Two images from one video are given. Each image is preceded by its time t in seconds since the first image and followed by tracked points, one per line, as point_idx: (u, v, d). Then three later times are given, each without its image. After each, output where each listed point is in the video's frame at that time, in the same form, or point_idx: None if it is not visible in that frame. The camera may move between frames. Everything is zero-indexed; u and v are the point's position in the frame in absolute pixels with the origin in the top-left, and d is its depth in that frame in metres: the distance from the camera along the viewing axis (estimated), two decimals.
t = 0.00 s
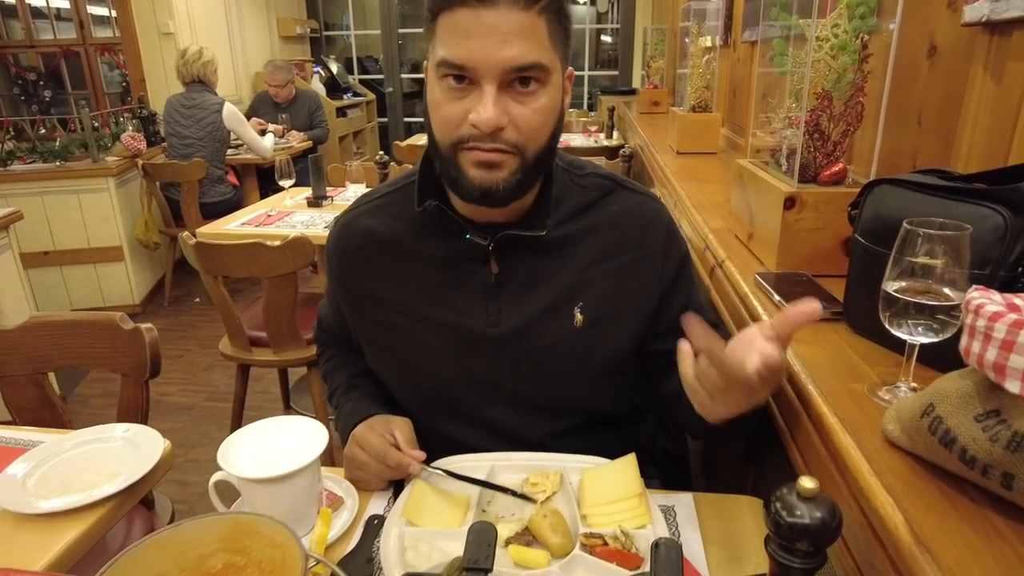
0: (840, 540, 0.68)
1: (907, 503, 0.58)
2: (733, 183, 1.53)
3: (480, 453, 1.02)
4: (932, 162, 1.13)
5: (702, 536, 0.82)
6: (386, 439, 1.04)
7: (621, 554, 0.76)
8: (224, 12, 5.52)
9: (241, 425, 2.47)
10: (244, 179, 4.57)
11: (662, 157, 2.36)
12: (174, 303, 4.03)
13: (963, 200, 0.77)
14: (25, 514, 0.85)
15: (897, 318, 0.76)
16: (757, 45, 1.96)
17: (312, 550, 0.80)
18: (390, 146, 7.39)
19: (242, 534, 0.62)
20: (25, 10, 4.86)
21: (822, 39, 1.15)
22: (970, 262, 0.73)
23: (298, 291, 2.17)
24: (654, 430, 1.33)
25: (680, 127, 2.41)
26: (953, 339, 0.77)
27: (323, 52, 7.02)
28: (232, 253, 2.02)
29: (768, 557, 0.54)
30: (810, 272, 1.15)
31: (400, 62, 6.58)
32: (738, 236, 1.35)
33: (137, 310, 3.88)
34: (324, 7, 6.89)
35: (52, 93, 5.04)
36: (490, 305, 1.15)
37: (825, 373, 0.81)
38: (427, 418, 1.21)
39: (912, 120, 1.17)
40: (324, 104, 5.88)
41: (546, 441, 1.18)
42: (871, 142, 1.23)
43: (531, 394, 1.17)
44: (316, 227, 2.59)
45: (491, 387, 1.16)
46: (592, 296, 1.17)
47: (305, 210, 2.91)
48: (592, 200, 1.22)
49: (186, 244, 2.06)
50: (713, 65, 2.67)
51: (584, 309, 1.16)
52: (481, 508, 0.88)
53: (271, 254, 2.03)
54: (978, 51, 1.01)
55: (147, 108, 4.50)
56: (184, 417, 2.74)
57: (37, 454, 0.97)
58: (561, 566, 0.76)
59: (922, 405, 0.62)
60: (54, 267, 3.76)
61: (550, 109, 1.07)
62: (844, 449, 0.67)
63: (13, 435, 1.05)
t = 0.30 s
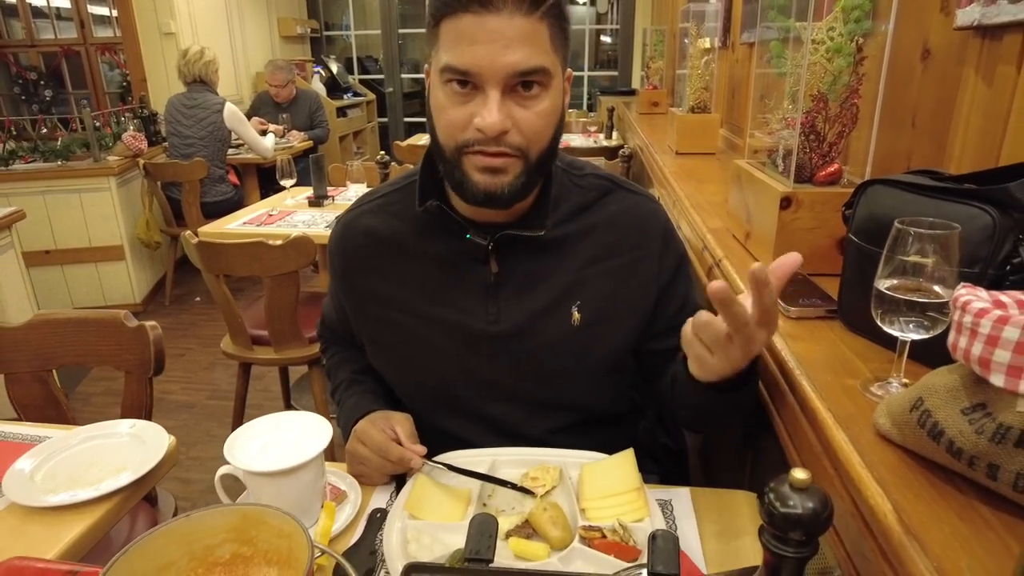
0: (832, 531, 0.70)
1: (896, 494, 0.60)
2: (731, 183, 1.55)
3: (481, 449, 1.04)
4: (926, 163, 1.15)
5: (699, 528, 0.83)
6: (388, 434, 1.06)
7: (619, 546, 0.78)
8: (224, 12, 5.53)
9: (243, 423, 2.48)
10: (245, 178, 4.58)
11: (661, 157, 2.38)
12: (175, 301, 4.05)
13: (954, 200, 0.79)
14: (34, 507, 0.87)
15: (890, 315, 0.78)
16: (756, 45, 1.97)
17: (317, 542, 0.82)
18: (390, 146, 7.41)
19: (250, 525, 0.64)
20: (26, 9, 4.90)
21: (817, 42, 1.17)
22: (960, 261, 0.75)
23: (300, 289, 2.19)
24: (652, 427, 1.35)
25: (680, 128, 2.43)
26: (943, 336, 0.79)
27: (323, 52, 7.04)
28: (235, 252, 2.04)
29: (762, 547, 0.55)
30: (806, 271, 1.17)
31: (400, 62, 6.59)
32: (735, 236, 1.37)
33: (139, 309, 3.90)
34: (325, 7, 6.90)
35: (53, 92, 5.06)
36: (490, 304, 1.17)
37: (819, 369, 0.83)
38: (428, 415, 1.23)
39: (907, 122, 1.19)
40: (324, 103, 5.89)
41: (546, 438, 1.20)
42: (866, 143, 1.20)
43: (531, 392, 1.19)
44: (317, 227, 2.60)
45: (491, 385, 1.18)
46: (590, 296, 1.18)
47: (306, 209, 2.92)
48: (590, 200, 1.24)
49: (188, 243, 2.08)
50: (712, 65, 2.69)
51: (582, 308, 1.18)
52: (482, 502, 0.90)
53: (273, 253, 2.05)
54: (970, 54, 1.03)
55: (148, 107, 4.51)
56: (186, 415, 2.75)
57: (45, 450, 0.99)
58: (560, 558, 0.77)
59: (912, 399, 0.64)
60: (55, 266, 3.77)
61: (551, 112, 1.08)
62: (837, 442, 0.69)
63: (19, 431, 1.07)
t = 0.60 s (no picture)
0: (830, 531, 0.70)
1: (893, 494, 0.60)
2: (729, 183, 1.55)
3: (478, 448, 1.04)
4: (924, 164, 1.15)
5: (696, 529, 0.83)
6: (386, 434, 1.06)
7: (617, 547, 0.78)
8: (223, 12, 5.53)
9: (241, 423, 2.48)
10: (243, 178, 4.58)
11: (659, 157, 2.38)
12: (173, 301, 4.05)
13: (950, 200, 0.79)
14: (31, 507, 0.87)
15: (887, 316, 0.78)
16: (754, 45, 1.98)
17: (314, 543, 0.81)
18: (389, 146, 7.41)
19: (247, 524, 0.63)
20: (25, 9, 4.88)
21: (816, 42, 1.17)
22: (956, 262, 0.75)
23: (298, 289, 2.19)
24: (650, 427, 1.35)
25: (678, 128, 2.43)
26: (940, 336, 0.79)
27: (322, 51, 7.04)
28: (234, 252, 2.03)
29: (759, 548, 0.55)
30: (803, 272, 1.17)
31: (399, 62, 6.59)
32: (733, 236, 1.37)
33: (137, 309, 3.90)
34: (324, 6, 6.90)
35: (51, 91, 5.06)
36: (488, 304, 1.17)
37: (817, 369, 0.83)
38: (426, 415, 1.23)
39: (904, 122, 1.19)
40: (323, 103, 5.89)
41: (544, 437, 1.20)
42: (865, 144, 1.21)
43: (529, 392, 1.18)
44: (316, 226, 2.60)
45: (489, 385, 1.18)
46: (587, 296, 1.18)
47: (305, 209, 2.92)
48: (588, 200, 1.24)
49: (187, 243, 2.07)
50: (711, 66, 2.69)
51: (579, 308, 1.18)
52: (479, 502, 0.90)
53: (271, 253, 2.04)
54: (967, 55, 1.03)
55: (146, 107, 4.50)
56: (184, 414, 2.75)
57: (42, 450, 0.98)
58: (558, 559, 0.77)
59: (909, 400, 0.64)
60: (53, 266, 3.76)
61: (554, 114, 1.08)
62: (835, 442, 0.69)
63: (17, 431, 1.06)
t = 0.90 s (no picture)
0: (826, 531, 0.70)
1: (891, 495, 0.60)
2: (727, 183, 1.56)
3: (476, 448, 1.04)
4: (922, 164, 1.15)
5: (694, 529, 0.83)
6: (384, 434, 1.06)
7: (614, 547, 0.78)
8: (222, 11, 5.53)
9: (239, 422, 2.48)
10: (242, 177, 4.58)
11: (657, 157, 2.39)
12: (171, 300, 4.04)
13: (948, 201, 0.79)
14: (27, 507, 0.86)
15: (884, 316, 0.78)
16: (752, 45, 1.98)
17: (311, 543, 0.81)
18: (388, 145, 7.41)
19: (244, 524, 0.63)
20: (22, 7, 4.89)
21: (814, 42, 1.18)
22: (954, 262, 0.75)
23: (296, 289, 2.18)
24: (648, 427, 1.35)
25: (676, 128, 2.44)
26: (938, 336, 0.79)
27: (320, 51, 7.03)
28: (231, 252, 2.03)
29: (756, 548, 0.55)
30: (801, 272, 1.17)
31: (398, 62, 6.58)
32: (731, 237, 1.37)
33: (135, 308, 3.89)
34: (322, 6, 6.90)
35: (49, 91, 5.06)
36: (487, 304, 1.16)
37: (814, 369, 0.83)
38: (424, 415, 1.23)
39: (902, 122, 1.19)
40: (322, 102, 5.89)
41: (542, 437, 1.20)
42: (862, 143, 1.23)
43: (528, 392, 1.18)
44: (313, 226, 2.60)
45: (488, 384, 1.18)
46: (586, 296, 1.18)
47: (303, 208, 2.92)
48: (587, 200, 1.24)
49: (184, 242, 2.07)
50: (709, 66, 2.69)
51: (577, 308, 1.18)
52: (477, 502, 0.90)
53: (269, 252, 2.04)
54: (965, 55, 1.03)
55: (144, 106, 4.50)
56: (182, 414, 2.75)
57: (39, 450, 0.98)
58: (555, 559, 0.77)
59: (907, 400, 0.63)
60: (51, 265, 3.76)
61: (541, 107, 1.08)
62: (831, 443, 0.69)
63: (13, 431, 1.06)
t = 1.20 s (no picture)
0: (824, 531, 0.70)
1: (888, 495, 0.60)
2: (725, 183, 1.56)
3: (474, 448, 1.04)
4: (919, 165, 1.15)
5: (692, 529, 0.83)
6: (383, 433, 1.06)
7: (612, 547, 0.78)
8: (220, 10, 5.53)
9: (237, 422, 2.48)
10: (240, 176, 4.57)
11: (655, 157, 2.39)
12: (169, 300, 4.04)
13: (946, 201, 0.79)
14: (25, 507, 0.86)
15: (882, 317, 0.78)
16: (750, 46, 1.98)
17: (309, 543, 0.82)
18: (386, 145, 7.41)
19: (242, 525, 0.63)
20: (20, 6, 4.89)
21: (812, 43, 1.19)
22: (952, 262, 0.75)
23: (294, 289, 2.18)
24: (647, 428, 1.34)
25: (674, 128, 2.44)
26: (935, 336, 0.79)
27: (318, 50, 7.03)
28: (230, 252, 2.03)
29: (754, 548, 0.55)
30: (799, 272, 1.17)
31: (396, 62, 6.58)
32: (729, 237, 1.37)
33: (133, 308, 3.89)
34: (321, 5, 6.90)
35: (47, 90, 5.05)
36: (486, 301, 1.16)
37: (811, 368, 0.84)
38: (424, 413, 1.23)
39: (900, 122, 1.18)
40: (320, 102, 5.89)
41: (541, 436, 1.20)
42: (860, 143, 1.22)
43: (527, 390, 1.18)
44: (312, 226, 2.60)
45: (487, 383, 1.18)
46: (586, 294, 1.18)
47: (301, 208, 2.92)
48: (587, 199, 1.23)
49: (182, 241, 2.07)
50: (708, 66, 2.69)
51: (576, 306, 1.18)
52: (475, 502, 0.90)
53: (267, 251, 2.04)
54: (963, 56, 1.03)
55: (143, 105, 4.49)
56: (180, 414, 2.75)
57: (37, 450, 0.98)
58: (552, 559, 0.77)
59: (904, 400, 0.64)
60: (49, 265, 3.75)
61: (529, 99, 1.08)
62: (829, 443, 0.69)
63: (12, 431, 1.06)
